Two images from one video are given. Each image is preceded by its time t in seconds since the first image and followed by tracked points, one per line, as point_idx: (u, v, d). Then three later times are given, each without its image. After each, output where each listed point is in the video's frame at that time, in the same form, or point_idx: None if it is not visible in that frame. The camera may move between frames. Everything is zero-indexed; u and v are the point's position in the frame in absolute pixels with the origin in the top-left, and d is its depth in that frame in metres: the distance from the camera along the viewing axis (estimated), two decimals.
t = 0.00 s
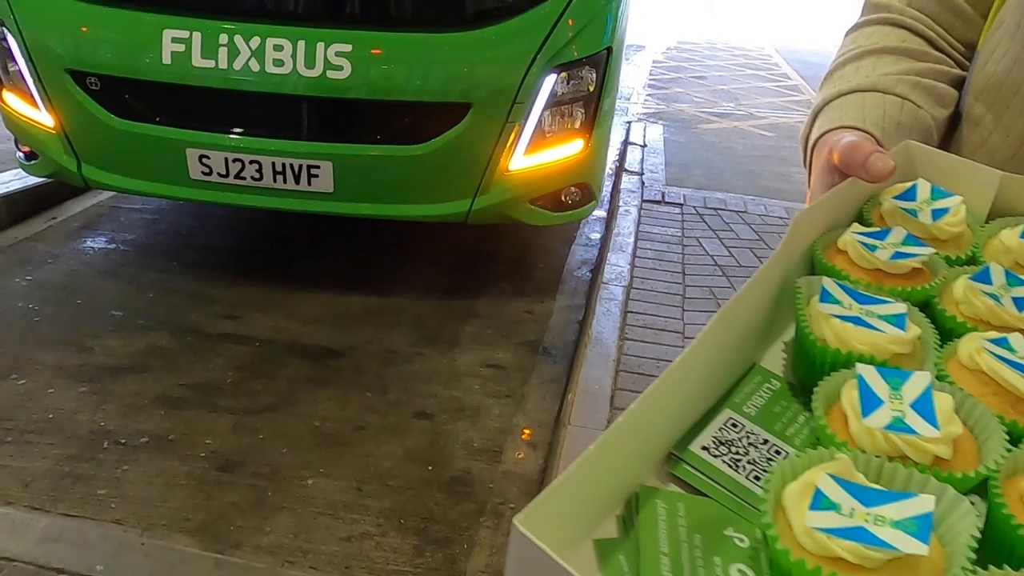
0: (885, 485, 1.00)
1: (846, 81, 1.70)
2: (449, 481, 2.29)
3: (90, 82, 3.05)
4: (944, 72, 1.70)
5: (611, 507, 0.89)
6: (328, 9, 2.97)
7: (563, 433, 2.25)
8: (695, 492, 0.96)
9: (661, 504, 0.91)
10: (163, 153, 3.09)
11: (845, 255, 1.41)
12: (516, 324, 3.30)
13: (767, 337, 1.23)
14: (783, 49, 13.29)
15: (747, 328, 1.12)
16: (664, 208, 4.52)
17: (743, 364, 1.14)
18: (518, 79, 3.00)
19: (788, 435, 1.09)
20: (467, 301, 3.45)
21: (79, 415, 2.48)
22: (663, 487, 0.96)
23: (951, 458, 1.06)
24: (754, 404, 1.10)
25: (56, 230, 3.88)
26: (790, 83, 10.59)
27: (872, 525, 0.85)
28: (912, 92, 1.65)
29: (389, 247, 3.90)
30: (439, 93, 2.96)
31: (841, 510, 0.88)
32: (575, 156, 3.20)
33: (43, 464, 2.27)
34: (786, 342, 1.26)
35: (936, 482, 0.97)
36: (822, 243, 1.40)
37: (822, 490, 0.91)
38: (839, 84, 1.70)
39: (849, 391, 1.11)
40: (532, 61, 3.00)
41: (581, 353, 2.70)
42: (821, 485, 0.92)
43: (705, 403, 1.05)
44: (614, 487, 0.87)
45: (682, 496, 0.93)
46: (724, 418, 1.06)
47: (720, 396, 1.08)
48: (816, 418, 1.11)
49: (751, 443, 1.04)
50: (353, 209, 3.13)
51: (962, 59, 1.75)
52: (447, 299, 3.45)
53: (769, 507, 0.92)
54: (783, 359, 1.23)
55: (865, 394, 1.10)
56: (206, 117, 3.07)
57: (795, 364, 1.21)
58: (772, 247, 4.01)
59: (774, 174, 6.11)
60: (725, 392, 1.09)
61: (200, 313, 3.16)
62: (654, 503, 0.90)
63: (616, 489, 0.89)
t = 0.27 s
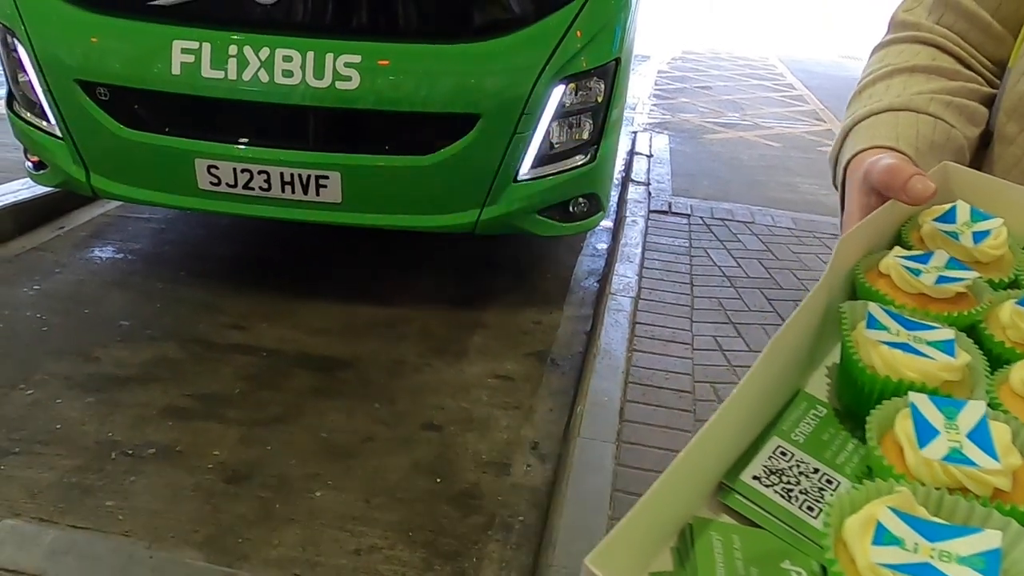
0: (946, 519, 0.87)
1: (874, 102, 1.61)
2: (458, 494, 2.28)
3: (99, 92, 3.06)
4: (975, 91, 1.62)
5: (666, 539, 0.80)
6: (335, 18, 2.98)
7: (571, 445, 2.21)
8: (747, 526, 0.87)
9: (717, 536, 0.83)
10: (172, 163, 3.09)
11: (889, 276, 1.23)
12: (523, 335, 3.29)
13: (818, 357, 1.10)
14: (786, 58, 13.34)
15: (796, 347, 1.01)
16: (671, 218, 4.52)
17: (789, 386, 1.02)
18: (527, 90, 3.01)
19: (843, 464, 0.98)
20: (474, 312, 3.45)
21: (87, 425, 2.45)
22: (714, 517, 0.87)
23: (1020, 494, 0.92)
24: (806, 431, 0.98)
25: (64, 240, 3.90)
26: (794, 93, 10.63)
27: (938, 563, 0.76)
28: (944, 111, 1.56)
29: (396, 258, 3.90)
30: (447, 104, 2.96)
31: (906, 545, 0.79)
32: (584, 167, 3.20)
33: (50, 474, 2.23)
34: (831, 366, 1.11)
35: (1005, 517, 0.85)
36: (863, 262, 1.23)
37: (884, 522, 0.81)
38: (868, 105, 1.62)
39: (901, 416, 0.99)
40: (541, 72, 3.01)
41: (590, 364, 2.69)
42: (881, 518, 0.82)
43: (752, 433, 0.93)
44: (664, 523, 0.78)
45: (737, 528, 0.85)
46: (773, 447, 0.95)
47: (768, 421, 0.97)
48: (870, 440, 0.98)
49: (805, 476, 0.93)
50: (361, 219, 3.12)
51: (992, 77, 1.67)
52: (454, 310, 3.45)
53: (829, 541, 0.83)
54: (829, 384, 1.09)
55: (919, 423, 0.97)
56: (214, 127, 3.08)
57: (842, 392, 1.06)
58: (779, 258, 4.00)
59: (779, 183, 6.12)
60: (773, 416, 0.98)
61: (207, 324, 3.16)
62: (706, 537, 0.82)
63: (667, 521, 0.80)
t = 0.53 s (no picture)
0: None
1: (899, 120, 1.29)
2: (466, 505, 2.27)
3: (107, 101, 3.07)
4: (1007, 106, 1.31)
5: None
6: (344, 29, 2.98)
7: (581, 455, 2.20)
8: (800, 551, 0.68)
9: (774, 562, 0.65)
10: (179, 172, 3.10)
11: (956, 266, 0.94)
12: (530, 344, 3.29)
13: (863, 367, 0.82)
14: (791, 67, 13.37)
15: (843, 348, 0.75)
16: (678, 227, 4.52)
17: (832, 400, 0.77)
18: (535, 99, 3.01)
19: (893, 490, 0.73)
20: (481, 321, 3.44)
21: (94, 435, 2.45)
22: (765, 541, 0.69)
23: None
24: (854, 452, 0.74)
25: (71, 249, 3.90)
26: (798, 101, 10.64)
27: None
28: (977, 127, 1.25)
29: (404, 267, 3.90)
30: (455, 113, 2.97)
31: None
32: (591, 176, 3.19)
33: (58, 484, 2.22)
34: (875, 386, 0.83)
35: None
36: (899, 278, 0.91)
37: (948, 550, 0.63)
38: (888, 122, 1.31)
39: (951, 434, 0.74)
40: (548, 82, 3.01)
41: (598, 374, 2.68)
42: (941, 545, 0.63)
43: (794, 450, 0.71)
44: (706, 559, 0.64)
45: (793, 551, 0.66)
46: (815, 471, 0.72)
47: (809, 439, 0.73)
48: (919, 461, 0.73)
49: (857, 499, 0.71)
50: (369, 229, 3.12)
51: None
52: (460, 319, 3.44)
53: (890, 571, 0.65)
54: (873, 403, 0.81)
55: (973, 444, 0.71)
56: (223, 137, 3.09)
57: (888, 410, 0.80)
58: (786, 267, 3.99)
59: (785, 192, 6.12)
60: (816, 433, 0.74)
61: (214, 333, 3.15)
62: (761, 563, 0.64)
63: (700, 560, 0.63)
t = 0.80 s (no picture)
0: None
1: (929, 129, 1.22)
2: (475, 514, 2.26)
3: (115, 110, 3.07)
4: None
5: None
6: (351, 37, 2.97)
7: (590, 465, 2.18)
8: (857, 570, 0.68)
9: None
10: (186, 180, 3.10)
11: (998, 280, 0.91)
12: (537, 352, 3.28)
13: (909, 382, 0.80)
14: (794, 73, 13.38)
15: (887, 366, 0.73)
16: (684, 235, 4.51)
17: (879, 415, 0.74)
18: (542, 107, 3.00)
19: (945, 508, 0.71)
20: (488, 329, 3.43)
21: (102, 444, 2.44)
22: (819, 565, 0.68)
23: None
24: (904, 470, 0.72)
25: (78, 256, 3.90)
26: (802, 108, 10.64)
27: None
28: (1010, 137, 1.18)
29: (410, 274, 3.89)
30: (463, 121, 2.96)
31: None
32: (599, 184, 3.19)
33: (65, 494, 2.21)
34: (921, 400, 0.80)
35: None
36: (942, 294, 0.87)
37: None
38: (918, 132, 1.23)
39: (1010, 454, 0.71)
40: (556, 90, 3.01)
41: (606, 382, 2.67)
42: (1005, 567, 0.62)
43: (843, 470, 0.70)
44: None
45: None
46: (867, 489, 0.71)
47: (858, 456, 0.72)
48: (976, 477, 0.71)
49: (909, 517, 0.70)
50: (375, 237, 3.11)
51: None
52: (467, 327, 3.43)
53: None
54: (919, 418, 0.78)
55: None
56: (230, 145, 3.09)
57: (935, 424, 0.77)
58: (794, 275, 3.98)
59: (790, 198, 6.11)
60: (865, 451, 0.72)
61: (220, 341, 3.15)
62: None
63: None
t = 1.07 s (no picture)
0: None
1: (956, 139, 0.99)
2: (483, 524, 2.24)
3: (122, 118, 3.07)
4: None
5: None
6: (355, 44, 2.98)
7: (600, 474, 2.17)
8: None
9: None
10: (193, 188, 3.09)
11: None
12: (544, 360, 3.27)
13: (954, 384, 0.65)
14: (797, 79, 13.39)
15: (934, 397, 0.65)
16: (690, 241, 4.50)
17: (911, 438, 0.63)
18: (549, 114, 3.00)
19: (1001, 530, 0.60)
20: (494, 337, 3.42)
21: (108, 453, 2.43)
22: None
23: None
24: (950, 490, 0.62)
25: (83, 265, 3.90)
26: (805, 113, 10.65)
27: None
28: None
29: (415, 282, 3.89)
30: (469, 129, 2.95)
31: None
32: (605, 191, 3.18)
33: (72, 504, 2.20)
34: (962, 416, 0.64)
35: None
36: (985, 295, 0.69)
37: None
38: (937, 140, 1.01)
39: None
40: (563, 97, 3.00)
41: (614, 391, 2.65)
42: None
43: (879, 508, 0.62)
44: None
45: None
46: (907, 514, 0.62)
47: (894, 483, 0.62)
48: None
49: (959, 542, 0.61)
50: (382, 245, 3.11)
51: None
52: (474, 335, 3.42)
53: None
54: (965, 425, 0.64)
55: None
56: (236, 153, 3.08)
57: (980, 440, 0.62)
58: (801, 282, 3.96)
59: (795, 205, 6.10)
60: (900, 475, 0.62)
61: (226, 349, 3.14)
62: None
63: None
